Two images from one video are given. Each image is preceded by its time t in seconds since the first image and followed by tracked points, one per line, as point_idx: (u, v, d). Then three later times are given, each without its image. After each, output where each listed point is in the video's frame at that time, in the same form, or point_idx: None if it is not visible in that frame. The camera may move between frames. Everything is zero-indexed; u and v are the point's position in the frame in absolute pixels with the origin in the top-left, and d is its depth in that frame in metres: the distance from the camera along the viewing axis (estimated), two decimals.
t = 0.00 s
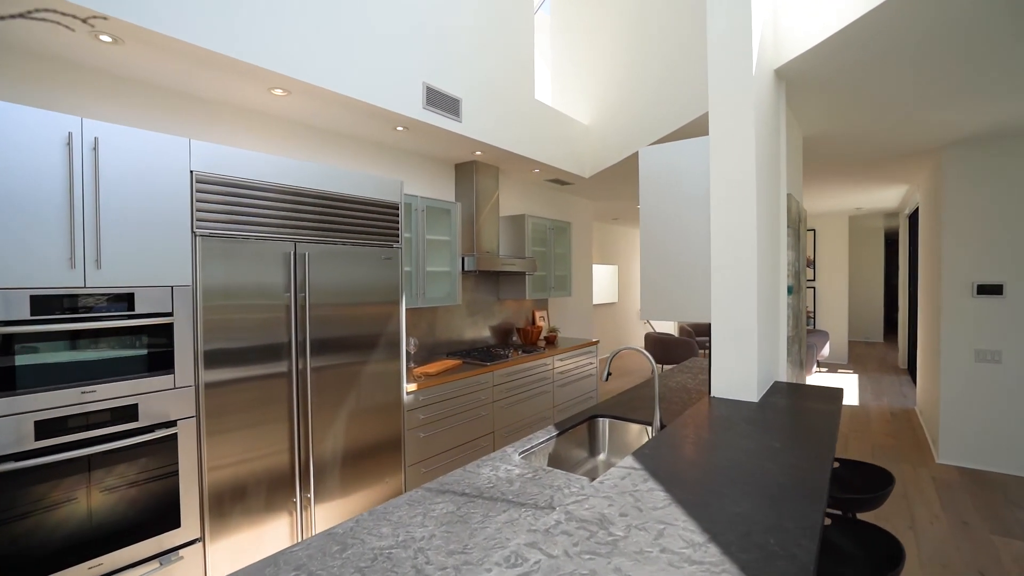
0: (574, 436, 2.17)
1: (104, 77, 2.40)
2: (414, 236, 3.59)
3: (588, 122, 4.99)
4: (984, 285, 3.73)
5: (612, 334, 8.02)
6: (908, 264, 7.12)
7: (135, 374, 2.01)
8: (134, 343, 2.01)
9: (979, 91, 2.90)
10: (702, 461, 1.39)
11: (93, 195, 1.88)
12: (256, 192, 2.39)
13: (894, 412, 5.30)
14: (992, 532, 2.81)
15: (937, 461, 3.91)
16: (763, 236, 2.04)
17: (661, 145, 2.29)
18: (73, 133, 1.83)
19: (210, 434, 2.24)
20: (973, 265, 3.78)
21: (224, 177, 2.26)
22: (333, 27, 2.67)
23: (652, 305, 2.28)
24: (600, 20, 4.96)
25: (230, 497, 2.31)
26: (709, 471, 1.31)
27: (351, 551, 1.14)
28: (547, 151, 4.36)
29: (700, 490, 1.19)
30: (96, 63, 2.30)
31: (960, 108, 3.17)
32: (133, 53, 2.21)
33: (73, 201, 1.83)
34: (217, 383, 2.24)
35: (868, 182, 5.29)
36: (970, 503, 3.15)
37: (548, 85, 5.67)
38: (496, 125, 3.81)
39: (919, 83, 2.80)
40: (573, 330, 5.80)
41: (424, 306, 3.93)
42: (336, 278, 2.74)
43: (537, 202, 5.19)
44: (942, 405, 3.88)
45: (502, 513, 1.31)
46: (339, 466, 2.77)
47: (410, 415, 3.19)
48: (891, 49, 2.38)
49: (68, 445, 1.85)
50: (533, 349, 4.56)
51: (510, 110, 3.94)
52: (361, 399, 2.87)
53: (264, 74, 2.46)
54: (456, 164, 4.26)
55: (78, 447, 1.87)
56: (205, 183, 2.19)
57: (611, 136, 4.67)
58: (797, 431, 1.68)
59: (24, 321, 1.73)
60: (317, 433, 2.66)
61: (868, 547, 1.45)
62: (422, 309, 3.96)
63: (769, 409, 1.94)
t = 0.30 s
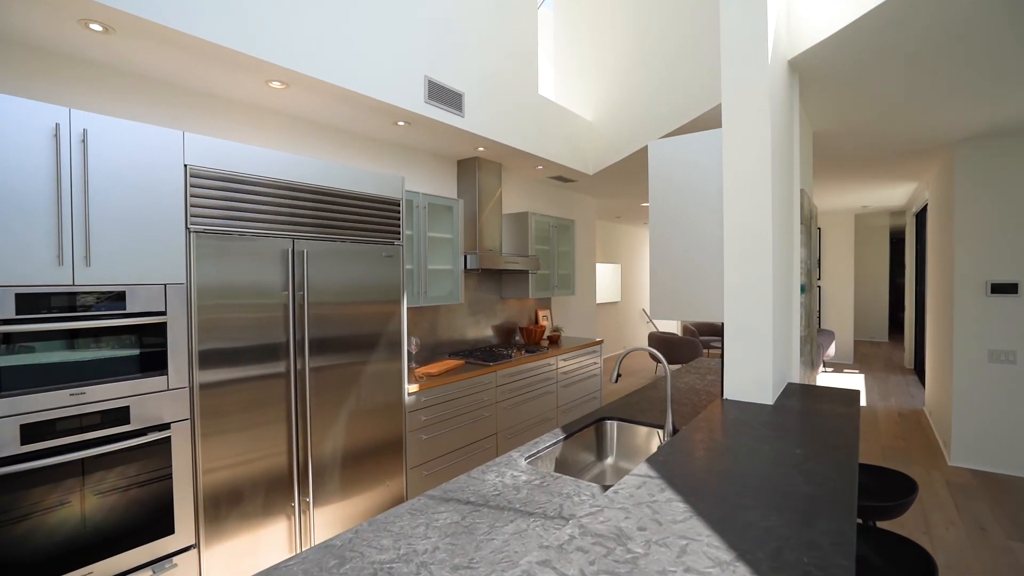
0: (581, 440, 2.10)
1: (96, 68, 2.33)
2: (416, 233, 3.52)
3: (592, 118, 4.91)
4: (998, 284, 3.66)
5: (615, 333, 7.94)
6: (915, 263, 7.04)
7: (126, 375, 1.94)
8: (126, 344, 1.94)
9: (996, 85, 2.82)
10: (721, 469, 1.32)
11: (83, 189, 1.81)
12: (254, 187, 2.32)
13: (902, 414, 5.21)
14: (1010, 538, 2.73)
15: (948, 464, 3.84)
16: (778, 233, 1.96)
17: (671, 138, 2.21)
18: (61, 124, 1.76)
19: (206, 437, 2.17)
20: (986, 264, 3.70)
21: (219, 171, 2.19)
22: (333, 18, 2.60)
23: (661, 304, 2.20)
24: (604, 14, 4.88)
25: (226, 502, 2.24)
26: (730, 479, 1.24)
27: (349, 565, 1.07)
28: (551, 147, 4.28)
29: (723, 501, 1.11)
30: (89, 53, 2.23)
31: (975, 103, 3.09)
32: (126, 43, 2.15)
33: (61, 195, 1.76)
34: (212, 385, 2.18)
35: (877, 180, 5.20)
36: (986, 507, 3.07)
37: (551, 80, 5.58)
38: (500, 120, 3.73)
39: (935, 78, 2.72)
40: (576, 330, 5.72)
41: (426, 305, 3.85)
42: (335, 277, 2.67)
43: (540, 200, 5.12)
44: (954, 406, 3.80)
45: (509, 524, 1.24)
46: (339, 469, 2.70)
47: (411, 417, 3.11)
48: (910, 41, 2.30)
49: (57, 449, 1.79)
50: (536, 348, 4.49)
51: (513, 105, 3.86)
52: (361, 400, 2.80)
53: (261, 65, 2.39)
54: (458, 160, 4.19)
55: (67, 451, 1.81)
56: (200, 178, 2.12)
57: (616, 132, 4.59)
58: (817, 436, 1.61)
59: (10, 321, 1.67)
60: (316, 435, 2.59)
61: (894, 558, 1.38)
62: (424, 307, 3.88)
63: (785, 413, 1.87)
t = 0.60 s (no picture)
0: (589, 444, 2.03)
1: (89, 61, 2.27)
2: (418, 231, 3.45)
3: (597, 113, 4.83)
4: (1012, 282, 3.58)
5: (618, 332, 7.87)
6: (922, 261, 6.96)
7: (118, 378, 1.88)
8: (119, 345, 1.88)
9: (1014, 80, 2.74)
10: (741, 478, 1.25)
11: (73, 185, 1.75)
12: (250, 183, 2.25)
13: (910, 414, 5.15)
14: None
15: (960, 466, 3.77)
16: (793, 229, 1.89)
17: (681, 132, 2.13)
18: (47, 117, 1.69)
19: (202, 441, 2.11)
20: (1000, 262, 3.63)
21: (215, 167, 2.13)
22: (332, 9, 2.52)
23: (671, 303, 2.13)
24: (610, 6, 4.79)
25: (222, 508, 2.18)
26: (752, 490, 1.17)
27: None
28: (555, 143, 4.21)
29: (746, 514, 1.04)
30: (81, 46, 2.17)
31: (991, 99, 3.02)
32: (119, 35, 2.08)
33: (49, 191, 1.70)
34: (208, 387, 2.11)
35: (885, 177, 5.12)
36: (1000, 511, 3.01)
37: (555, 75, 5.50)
38: (503, 116, 3.66)
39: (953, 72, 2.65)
40: (580, 329, 5.65)
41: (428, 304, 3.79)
42: (335, 275, 2.60)
43: (543, 197, 5.04)
44: (967, 408, 3.73)
45: (517, 537, 1.17)
46: (340, 472, 2.63)
47: (413, 419, 3.05)
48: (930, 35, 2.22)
49: (46, 455, 1.72)
50: (540, 348, 4.42)
51: (516, 100, 3.79)
52: (362, 402, 2.73)
53: (258, 58, 2.31)
54: (460, 157, 4.13)
55: (57, 457, 1.75)
56: (195, 175, 2.06)
57: (621, 128, 4.52)
58: (838, 443, 1.54)
59: None
60: (316, 438, 2.53)
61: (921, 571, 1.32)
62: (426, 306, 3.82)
63: (802, 417, 1.81)
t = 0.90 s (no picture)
0: (599, 450, 1.97)
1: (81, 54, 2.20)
2: (420, 230, 3.38)
3: (602, 109, 4.75)
4: None
5: (622, 331, 7.80)
6: (931, 260, 6.87)
7: (112, 382, 1.82)
8: (113, 349, 1.82)
9: None
10: (767, 491, 1.18)
11: (63, 182, 1.68)
12: (248, 180, 2.18)
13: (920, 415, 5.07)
14: None
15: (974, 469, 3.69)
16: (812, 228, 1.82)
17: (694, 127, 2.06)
18: (35, 111, 1.62)
19: (199, 446, 2.04)
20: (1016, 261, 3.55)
21: (212, 164, 2.06)
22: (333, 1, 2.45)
23: (684, 305, 2.06)
24: None
25: (221, 515, 2.12)
26: (781, 504, 1.10)
27: None
28: (560, 140, 4.14)
29: (777, 534, 0.98)
30: (74, 38, 2.09)
31: (1009, 94, 2.94)
32: (113, 28, 2.01)
33: (38, 188, 1.63)
34: (206, 391, 2.05)
35: (895, 173, 5.04)
36: (1019, 517, 2.94)
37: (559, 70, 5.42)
38: (507, 112, 3.59)
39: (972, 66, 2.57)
40: (584, 329, 5.58)
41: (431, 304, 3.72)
42: (336, 275, 2.53)
43: (546, 195, 4.97)
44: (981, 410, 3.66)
45: (529, 554, 1.11)
46: (342, 477, 2.57)
47: (416, 422, 2.98)
48: (953, 27, 2.14)
49: (37, 463, 1.66)
50: (544, 348, 4.35)
51: (521, 96, 3.72)
52: (364, 405, 2.67)
53: (257, 51, 2.24)
54: (463, 154, 4.06)
55: (48, 465, 1.68)
56: (190, 171, 1.99)
57: (627, 125, 4.44)
58: (864, 452, 1.47)
59: None
60: (318, 442, 2.46)
61: None
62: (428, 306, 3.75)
63: (822, 423, 1.74)
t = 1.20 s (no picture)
0: (610, 455, 1.90)
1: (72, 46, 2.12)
2: (423, 228, 3.31)
3: (607, 105, 4.67)
4: None
5: (624, 330, 7.73)
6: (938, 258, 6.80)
7: (104, 387, 1.75)
8: (106, 352, 1.75)
9: None
10: (795, 506, 1.12)
11: (53, 178, 1.61)
12: (246, 176, 2.11)
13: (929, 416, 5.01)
14: None
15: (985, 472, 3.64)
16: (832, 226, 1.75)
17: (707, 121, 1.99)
18: (22, 104, 1.55)
19: (196, 452, 1.98)
20: None
21: (208, 160, 1.99)
22: None
23: (697, 306, 1.99)
24: None
25: (219, 522, 2.06)
26: (811, 521, 1.04)
27: None
28: (564, 137, 4.06)
29: (812, 556, 0.91)
30: (66, 29, 2.02)
31: None
32: (106, 19, 1.93)
33: (26, 184, 1.56)
34: (204, 395, 1.99)
35: (904, 171, 4.96)
36: None
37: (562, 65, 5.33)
38: (512, 108, 3.52)
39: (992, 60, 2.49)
40: (588, 328, 5.52)
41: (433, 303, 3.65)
42: (337, 274, 2.46)
43: (550, 192, 4.90)
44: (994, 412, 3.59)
45: (543, 573, 1.04)
46: (343, 481, 2.50)
47: (419, 424, 2.91)
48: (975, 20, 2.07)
49: (27, 471, 1.59)
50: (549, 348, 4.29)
51: (525, 91, 3.64)
52: (366, 408, 2.60)
53: (256, 44, 2.17)
54: (467, 150, 3.98)
55: (39, 473, 1.62)
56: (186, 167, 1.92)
57: (633, 121, 4.37)
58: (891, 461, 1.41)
59: None
60: (319, 446, 2.40)
61: None
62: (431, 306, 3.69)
63: (843, 429, 1.67)
